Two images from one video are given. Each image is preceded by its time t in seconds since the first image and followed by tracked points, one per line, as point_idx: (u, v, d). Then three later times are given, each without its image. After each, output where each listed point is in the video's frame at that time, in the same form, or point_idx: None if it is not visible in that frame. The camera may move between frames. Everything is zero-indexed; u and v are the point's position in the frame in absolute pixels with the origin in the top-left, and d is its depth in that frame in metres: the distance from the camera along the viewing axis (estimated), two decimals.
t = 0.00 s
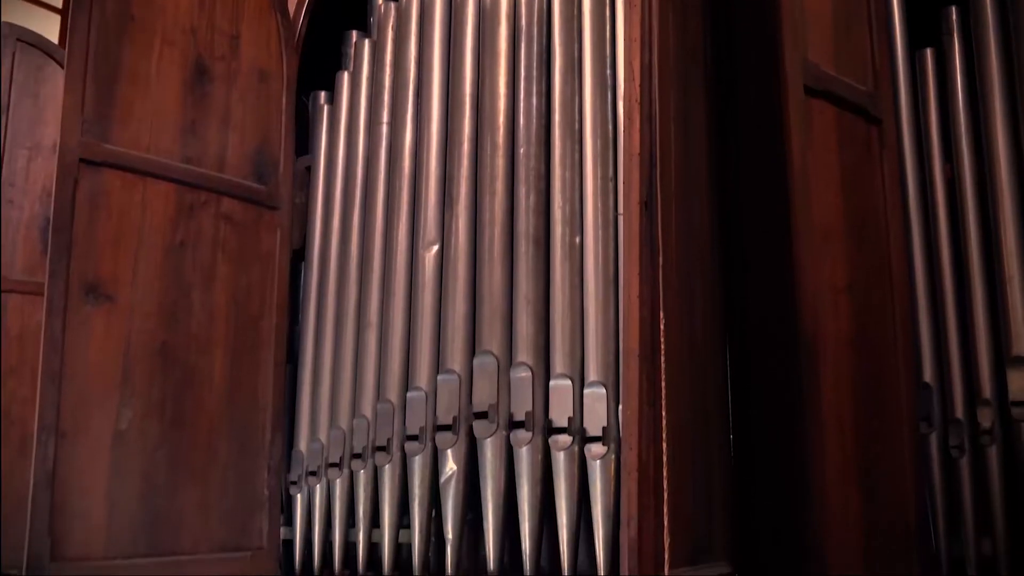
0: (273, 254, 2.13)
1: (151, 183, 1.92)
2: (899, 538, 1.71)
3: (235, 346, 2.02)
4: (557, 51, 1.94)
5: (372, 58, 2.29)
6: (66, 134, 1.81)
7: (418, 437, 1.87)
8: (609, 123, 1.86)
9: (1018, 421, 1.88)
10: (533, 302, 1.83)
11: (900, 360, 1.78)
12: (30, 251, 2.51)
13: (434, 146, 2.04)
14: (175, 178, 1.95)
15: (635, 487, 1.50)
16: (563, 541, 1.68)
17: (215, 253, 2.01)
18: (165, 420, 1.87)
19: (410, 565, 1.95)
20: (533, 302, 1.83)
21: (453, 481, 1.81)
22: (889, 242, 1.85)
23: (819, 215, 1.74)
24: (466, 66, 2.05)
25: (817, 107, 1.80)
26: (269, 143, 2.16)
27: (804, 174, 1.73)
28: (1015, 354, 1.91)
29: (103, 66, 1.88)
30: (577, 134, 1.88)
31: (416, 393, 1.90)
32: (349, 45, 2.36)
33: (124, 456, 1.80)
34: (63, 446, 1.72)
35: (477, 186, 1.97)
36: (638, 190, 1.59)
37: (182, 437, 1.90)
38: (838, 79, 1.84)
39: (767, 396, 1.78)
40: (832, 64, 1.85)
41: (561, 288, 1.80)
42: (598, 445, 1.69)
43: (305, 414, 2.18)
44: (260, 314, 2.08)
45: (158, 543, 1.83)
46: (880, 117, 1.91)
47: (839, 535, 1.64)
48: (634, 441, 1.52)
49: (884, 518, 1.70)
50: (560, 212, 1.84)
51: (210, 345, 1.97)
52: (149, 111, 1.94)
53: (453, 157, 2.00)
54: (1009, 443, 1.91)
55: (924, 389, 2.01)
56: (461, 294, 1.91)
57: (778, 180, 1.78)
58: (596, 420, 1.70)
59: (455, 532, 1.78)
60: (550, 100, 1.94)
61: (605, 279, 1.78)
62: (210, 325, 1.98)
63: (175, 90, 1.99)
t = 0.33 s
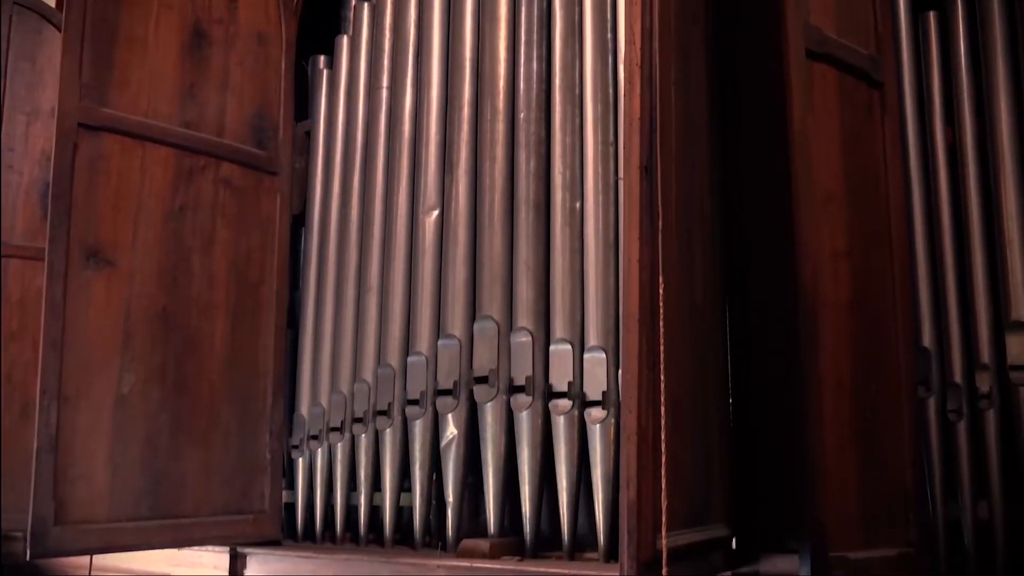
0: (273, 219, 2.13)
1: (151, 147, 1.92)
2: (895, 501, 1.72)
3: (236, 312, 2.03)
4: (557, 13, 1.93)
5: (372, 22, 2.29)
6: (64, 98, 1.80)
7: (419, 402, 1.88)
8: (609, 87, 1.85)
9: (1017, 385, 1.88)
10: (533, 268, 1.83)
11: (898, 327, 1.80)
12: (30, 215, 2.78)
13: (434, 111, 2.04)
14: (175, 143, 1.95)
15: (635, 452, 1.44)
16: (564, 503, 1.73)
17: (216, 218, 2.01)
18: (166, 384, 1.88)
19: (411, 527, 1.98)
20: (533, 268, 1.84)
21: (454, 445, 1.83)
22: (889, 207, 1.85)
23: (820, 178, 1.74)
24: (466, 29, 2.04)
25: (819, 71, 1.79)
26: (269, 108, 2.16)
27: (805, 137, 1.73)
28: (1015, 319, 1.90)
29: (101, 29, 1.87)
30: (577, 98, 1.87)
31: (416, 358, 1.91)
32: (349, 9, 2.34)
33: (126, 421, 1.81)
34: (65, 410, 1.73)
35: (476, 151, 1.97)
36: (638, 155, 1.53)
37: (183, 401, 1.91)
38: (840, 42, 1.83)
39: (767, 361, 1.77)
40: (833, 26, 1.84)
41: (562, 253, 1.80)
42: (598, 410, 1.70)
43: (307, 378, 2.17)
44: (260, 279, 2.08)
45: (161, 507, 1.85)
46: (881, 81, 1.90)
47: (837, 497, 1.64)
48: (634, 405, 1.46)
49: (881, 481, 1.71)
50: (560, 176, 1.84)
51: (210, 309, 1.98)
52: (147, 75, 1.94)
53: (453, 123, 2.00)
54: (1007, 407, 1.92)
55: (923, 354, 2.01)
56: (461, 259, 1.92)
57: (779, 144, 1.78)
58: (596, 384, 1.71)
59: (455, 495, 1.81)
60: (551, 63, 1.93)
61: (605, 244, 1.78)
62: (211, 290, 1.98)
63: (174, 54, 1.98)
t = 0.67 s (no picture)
0: (273, 187, 2.13)
1: (151, 114, 1.92)
2: (894, 466, 1.73)
3: (236, 280, 2.03)
4: None
5: None
6: (62, 65, 1.80)
7: (420, 369, 1.89)
8: (610, 51, 1.83)
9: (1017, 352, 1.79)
10: (533, 236, 1.84)
11: (898, 295, 1.80)
12: (31, 182, 2.84)
13: (433, 78, 2.03)
14: (175, 110, 1.95)
15: (635, 418, 1.43)
16: (564, 469, 1.74)
17: (215, 185, 2.01)
18: (167, 350, 1.89)
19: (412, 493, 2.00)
20: (533, 236, 1.84)
21: (455, 411, 1.84)
22: (890, 175, 1.85)
23: (820, 144, 1.75)
24: None
25: (821, 38, 1.80)
26: (269, 75, 2.16)
27: (807, 105, 1.74)
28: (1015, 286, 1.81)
29: None
30: (578, 64, 1.87)
31: (416, 326, 1.92)
32: None
33: (128, 388, 1.82)
34: (67, 377, 1.74)
35: (477, 118, 1.96)
36: (638, 123, 1.51)
37: (184, 368, 1.92)
38: (842, 7, 1.83)
39: (767, 327, 1.77)
40: None
41: (562, 220, 1.81)
42: (598, 376, 1.70)
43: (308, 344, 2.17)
44: (260, 246, 2.09)
45: (163, 474, 1.86)
46: (884, 47, 1.89)
47: (836, 461, 1.66)
48: (634, 371, 1.45)
49: (878, 444, 1.72)
50: (561, 143, 1.84)
51: (210, 277, 1.98)
52: (146, 41, 1.93)
53: (453, 90, 2.00)
54: (1006, 372, 1.81)
55: (922, 320, 1.90)
56: (462, 226, 1.92)
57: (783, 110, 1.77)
58: (596, 351, 1.71)
59: (456, 461, 1.83)
60: (551, 29, 1.92)
61: (605, 212, 1.78)
62: (211, 258, 1.99)
63: (173, 20, 1.97)
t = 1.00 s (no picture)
0: (272, 154, 2.12)
1: (149, 81, 1.91)
2: (893, 430, 1.73)
3: (236, 248, 2.03)
4: None
5: None
6: (59, 30, 1.78)
7: (420, 336, 1.90)
8: (612, 16, 1.82)
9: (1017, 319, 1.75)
10: (533, 203, 1.84)
11: (899, 261, 1.80)
12: (28, 151, 2.93)
13: (434, 44, 2.02)
14: (173, 76, 1.93)
15: (635, 383, 1.44)
16: (563, 436, 1.75)
17: (214, 152, 2.00)
18: (168, 318, 1.90)
19: (412, 460, 2.02)
20: (533, 204, 1.84)
21: (455, 378, 1.85)
22: (892, 141, 1.85)
23: (820, 109, 1.76)
24: None
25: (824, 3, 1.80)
26: (267, 42, 2.14)
27: (810, 74, 1.76)
28: (1015, 253, 1.77)
29: None
30: (579, 30, 1.85)
31: (416, 294, 1.92)
32: None
33: (129, 355, 1.83)
34: (68, 344, 1.75)
35: (477, 85, 1.96)
36: (639, 87, 1.49)
37: (185, 336, 1.93)
38: None
39: (767, 306, 1.76)
40: None
41: (563, 187, 1.81)
42: (598, 344, 1.70)
43: (308, 310, 2.17)
44: (260, 214, 2.08)
45: (165, 441, 1.88)
46: (888, 12, 1.89)
47: (833, 423, 1.68)
48: (634, 337, 1.45)
49: (876, 411, 1.73)
50: (561, 109, 1.84)
51: (210, 245, 1.98)
52: (143, 7, 1.92)
53: (453, 57, 1.99)
54: (1006, 338, 1.79)
55: (922, 288, 1.90)
56: (462, 192, 1.93)
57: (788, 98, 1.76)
58: (596, 319, 1.71)
59: (456, 428, 1.84)
60: None
61: (605, 179, 1.77)
62: (210, 225, 1.99)
63: None
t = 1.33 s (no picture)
0: (272, 124, 2.11)
1: (147, 49, 1.90)
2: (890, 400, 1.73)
3: (235, 217, 2.03)
4: None
5: None
6: None
7: (420, 306, 1.91)
8: None
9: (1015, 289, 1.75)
10: (533, 173, 1.84)
11: (897, 233, 1.81)
12: (28, 120, 2.94)
13: (433, 13, 2.01)
14: (170, 44, 1.93)
15: (633, 352, 1.45)
16: (563, 404, 1.77)
17: (213, 121, 2.00)
18: (168, 288, 1.91)
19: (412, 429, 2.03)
20: (533, 173, 1.84)
21: (455, 347, 1.86)
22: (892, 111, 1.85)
23: (820, 77, 1.75)
24: None
25: None
26: (264, 10, 2.13)
27: (811, 49, 1.75)
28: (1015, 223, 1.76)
29: None
30: None
31: (416, 263, 1.93)
32: None
33: (130, 323, 1.84)
34: (69, 314, 1.75)
35: (476, 54, 1.95)
36: (638, 56, 1.48)
37: (185, 304, 1.93)
38: None
39: (767, 289, 1.79)
40: None
41: (562, 156, 1.81)
42: (598, 313, 1.71)
43: (308, 279, 2.17)
44: (260, 183, 2.08)
45: (166, 410, 1.89)
46: None
47: (831, 394, 1.67)
48: (633, 306, 1.46)
49: (875, 382, 1.72)
50: (561, 79, 1.83)
51: (209, 214, 1.99)
52: None
53: (452, 25, 1.98)
54: (1004, 308, 1.78)
55: (920, 257, 1.86)
56: (461, 159, 1.93)
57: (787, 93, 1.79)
58: (596, 288, 1.72)
59: (456, 397, 1.85)
60: None
61: (605, 149, 1.77)
62: (209, 194, 1.99)
63: None
